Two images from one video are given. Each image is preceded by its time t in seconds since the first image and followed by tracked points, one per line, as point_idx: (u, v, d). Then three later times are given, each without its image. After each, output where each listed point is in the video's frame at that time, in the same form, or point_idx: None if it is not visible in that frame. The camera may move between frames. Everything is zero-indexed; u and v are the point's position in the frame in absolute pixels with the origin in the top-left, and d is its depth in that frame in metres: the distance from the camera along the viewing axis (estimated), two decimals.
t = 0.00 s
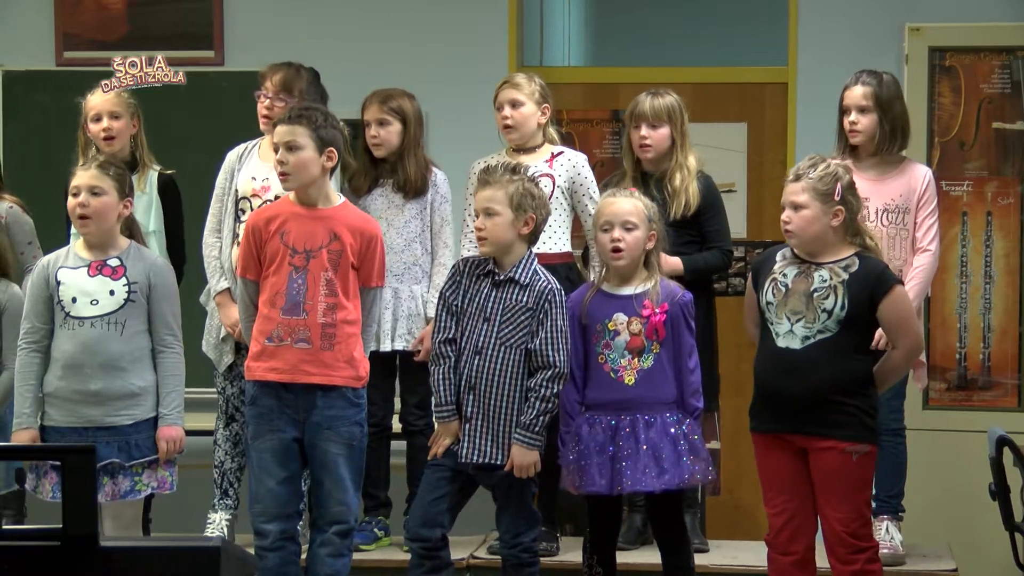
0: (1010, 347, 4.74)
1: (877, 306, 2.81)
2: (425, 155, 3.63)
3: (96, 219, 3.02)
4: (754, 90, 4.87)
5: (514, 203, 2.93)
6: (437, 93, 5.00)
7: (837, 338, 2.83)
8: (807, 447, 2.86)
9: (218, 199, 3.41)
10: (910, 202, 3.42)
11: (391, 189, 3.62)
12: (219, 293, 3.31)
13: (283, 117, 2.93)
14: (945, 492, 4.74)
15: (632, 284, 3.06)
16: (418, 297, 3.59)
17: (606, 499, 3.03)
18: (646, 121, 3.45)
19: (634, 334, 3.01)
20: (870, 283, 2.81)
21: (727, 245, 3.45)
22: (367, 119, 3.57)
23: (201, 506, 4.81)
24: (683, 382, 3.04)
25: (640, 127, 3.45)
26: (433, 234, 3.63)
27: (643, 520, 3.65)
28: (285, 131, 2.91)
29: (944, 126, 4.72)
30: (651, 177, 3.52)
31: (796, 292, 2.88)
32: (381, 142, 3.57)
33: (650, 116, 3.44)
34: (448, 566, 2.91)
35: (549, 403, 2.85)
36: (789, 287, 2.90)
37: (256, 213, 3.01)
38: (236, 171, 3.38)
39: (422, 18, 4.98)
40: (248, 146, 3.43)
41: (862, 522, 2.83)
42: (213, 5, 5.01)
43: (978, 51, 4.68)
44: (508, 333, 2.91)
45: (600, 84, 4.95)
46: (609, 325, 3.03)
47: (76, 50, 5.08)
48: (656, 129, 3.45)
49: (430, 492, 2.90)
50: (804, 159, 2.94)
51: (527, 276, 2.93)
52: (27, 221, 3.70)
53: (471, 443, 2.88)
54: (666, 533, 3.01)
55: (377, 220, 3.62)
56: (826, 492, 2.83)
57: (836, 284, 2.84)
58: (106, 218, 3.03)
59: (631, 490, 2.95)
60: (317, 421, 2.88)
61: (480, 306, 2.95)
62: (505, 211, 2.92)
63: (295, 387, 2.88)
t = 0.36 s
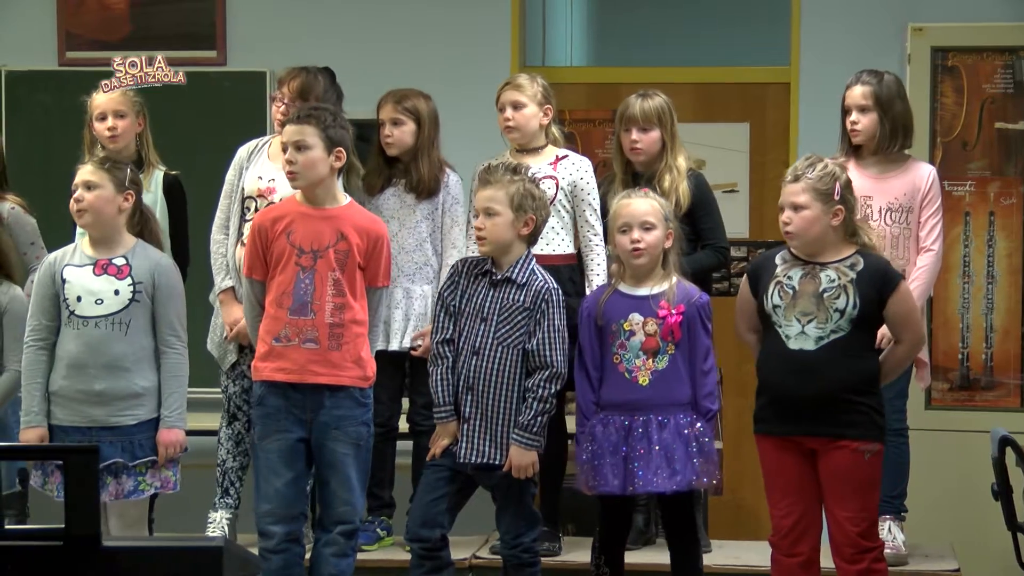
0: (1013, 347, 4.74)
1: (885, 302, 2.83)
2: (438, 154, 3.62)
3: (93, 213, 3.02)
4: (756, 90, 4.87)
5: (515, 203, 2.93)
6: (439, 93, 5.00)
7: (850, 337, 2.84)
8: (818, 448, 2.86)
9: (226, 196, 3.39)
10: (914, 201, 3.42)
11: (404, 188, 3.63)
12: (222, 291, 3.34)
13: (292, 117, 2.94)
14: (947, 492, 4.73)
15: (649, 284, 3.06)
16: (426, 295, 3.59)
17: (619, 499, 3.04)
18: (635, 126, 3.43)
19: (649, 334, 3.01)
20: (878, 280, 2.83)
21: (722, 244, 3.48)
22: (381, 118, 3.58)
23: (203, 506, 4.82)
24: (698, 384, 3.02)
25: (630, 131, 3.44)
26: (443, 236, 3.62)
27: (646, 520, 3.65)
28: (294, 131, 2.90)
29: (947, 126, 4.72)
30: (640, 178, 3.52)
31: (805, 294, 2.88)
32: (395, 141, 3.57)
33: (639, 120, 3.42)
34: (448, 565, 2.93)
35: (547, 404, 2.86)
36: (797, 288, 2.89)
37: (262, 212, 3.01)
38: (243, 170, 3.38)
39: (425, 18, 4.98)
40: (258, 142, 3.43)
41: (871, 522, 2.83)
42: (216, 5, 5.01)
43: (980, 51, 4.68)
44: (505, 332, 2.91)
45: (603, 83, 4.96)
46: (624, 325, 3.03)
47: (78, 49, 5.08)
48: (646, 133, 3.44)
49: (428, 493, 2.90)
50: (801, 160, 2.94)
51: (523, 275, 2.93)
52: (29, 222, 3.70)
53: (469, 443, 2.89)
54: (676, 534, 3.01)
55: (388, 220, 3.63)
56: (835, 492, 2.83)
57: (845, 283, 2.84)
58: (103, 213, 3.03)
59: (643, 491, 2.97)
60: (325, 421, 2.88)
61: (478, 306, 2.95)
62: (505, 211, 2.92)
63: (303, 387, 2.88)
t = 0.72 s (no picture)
0: (1019, 347, 4.73)
1: (909, 299, 2.82)
2: (444, 155, 3.62)
3: (97, 213, 3.02)
4: (761, 89, 4.85)
5: (521, 205, 2.93)
6: (445, 93, 5.00)
7: (876, 336, 2.84)
8: (844, 450, 2.85)
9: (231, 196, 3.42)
10: (920, 201, 3.43)
11: (409, 189, 3.63)
12: (227, 291, 3.33)
13: (306, 119, 2.94)
14: (954, 493, 4.73)
15: (668, 285, 3.06)
16: (428, 296, 3.61)
17: (632, 500, 3.04)
18: (656, 123, 3.44)
19: (665, 335, 3.02)
20: (901, 277, 2.83)
21: (740, 243, 3.47)
22: (389, 119, 3.58)
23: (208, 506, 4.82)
24: (715, 386, 3.02)
25: (649, 130, 3.44)
26: (448, 238, 3.62)
27: (652, 520, 3.66)
28: (310, 132, 2.91)
29: (952, 125, 4.71)
30: (661, 178, 3.52)
31: (828, 294, 2.87)
32: (403, 142, 3.58)
33: (660, 118, 3.43)
34: (450, 566, 2.93)
35: (546, 407, 2.85)
36: (820, 289, 2.89)
37: (277, 213, 3.01)
38: (248, 170, 3.39)
39: (431, 18, 4.98)
40: (263, 143, 3.44)
41: (890, 526, 2.83)
42: (222, 5, 5.01)
43: (985, 51, 4.67)
44: (504, 334, 2.91)
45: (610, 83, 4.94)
46: (641, 325, 3.04)
47: (83, 50, 5.09)
48: (667, 132, 3.44)
49: (430, 494, 2.90)
50: (818, 162, 2.95)
51: (523, 277, 2.93)
52: (35, 223, 3.69)
53: (468, 445, 2.89)
54: (686, 534, 3.01)
55: (394, 220, 3.63)
56: (859, 495, 2.83)
57: (868, 282, 2.84)
58: (109, 212, 3.02)
59: (654, 492, 2.97)
60: (337, 422, 2.88)
61: (479, 307, 2.95)
62: (511, 212, 2.92)
63: (316, 388, 2.88)
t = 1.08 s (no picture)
0: None
1: (913, 303, 2.79)
2: (444, 154, 3.63)
3: (99, 224, 3.02)
4: (769, 88, 4.85)
5: (533, 204, 2.92)
6: (454, 93, 4.99)
7: (873, 337, 2.83)
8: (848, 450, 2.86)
9: (235, 197, 3.41)
10: (931, 202, 3.42)
11: (409, 188, 3.64)
12: (237, 293, 3.33)
13: (321, 120, 2.94)
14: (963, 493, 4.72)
15: (679, 286, 3.06)
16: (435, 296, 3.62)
17: (640, 500, 3.04)
18: (686, 119, 3.44)
19: (675, 335, 3.02)
20: (904, 282, 2.80)
21: (762, 245, 3.46)
22: (389, 118, 3.59)
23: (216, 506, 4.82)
24: (723, 388, 3.01)
25: (679, 124, 3.45)
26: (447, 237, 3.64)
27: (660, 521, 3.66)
28: (325, 133, 2.91)
29: (961, 125, 4.71)
30: (682, 177, 3.53)
31: (834, 293, 2.88)
32: (402, 141, 3.59)
33: (692, 116, 3.43)
34: (461, 565, 2.91)
35: (557, 408, 2.85)
36: (828, 288, 2.90)
37: (290, 213, 3.01)
38: (252, 171, 3.39)
39: (439, 18, 4.98)
40: (265, 145, 3.44)
41: (894, 527, 2.81)
42: (232, 5, 5.01)
43: (995, 51, 4.67)
44: (514, 333, 2.90)
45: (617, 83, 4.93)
46: (651, 325, 3.04)
47: (93, 50, 5.09)
48: (695, 128, 3.45)
49: (438, 494, 2.91)
50: (839, 160, 2.94)
51: (535, 278, 2.93)
52: (46, 223, 3.69)
53: (477, 444, 2.88)
54: (694, 533, 3.02)
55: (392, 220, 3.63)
56: (861, 496, 2.82)
57: (870, 283, 2.83)
58: (109, 222, 3.02)
59: (660, 493, 2.96)
60: (349, 422, 2.89)
61: (489, 307, 2.95)
62: (522, 211, 2.91)
63: (328, 388, 2.88)
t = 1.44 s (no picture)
0: None
1: (906, 309, 2.78)
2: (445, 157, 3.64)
3: (107, 214, 3.02)
4: (780, 88, 4.86)
5: (543, 203, 2.93)
6: (464, 94, 4.99)
7: (863, 338, 2.83)
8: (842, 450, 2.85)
9: (236, 197, 3.41)
10: (941, 201, 3.42)
11: (410, 189, 3.63)
12: (245, 294, 3.32)
13: (335, 119, 2.93)
14: (973, 494, 4.71)
15: (680, 289, 3.06)
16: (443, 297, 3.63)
17: (645, 500, 3.04)
18: (699, 113, 3.44)
19: (677, 335, 3.01)
20: (898, 285, 2.79)
21: (763, 242, 3.47)
22: (390, 117, 3.60)
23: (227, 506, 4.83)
24: (725, 386, 3.02)
25: (692, 116, 3.44)
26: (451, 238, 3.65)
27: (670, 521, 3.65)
28: (339, 132, 2.90)
29: (972, 124, 4.67)
30: (687, 174, 3.53)
31: (830, 291, 2.89)
32: (404, 141, 3.60)
33: (705, 109, 3.44)
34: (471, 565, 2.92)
35: (569, 407, 2.85)
36: (826, 286, 2.90)
37: (300, 213, 3.01)
38: (252, 172, 3.40)
39: (449, 17, 4.98)
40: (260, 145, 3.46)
41: (892, 523, 2.81)
42: (242, 5, 5.02)
43: (1006, 50, 4.64)
44: (529, 331, 2.90)
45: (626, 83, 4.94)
46: (653, 325, 3.03)
47: (103, 49, 5.09)
48: (706, 123, 3.44)
49: (449, 494, 2.91)
50: (846, 159, 2.94)
51: (552, 276, 2.93)
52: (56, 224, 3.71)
53: (489, 442, 2.88)
54: (700, 533, 3.02)
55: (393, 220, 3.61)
56: (856, 496, 2.82)
57: (865, 284, 2.83)
58: (118, 212, 3.02)
59: (663, 493, 2.96)
60: (360, 421, 2.89)
61: (504, 306, 2.95)
62: (534, 211, 2.92)
63: (340, 388, 2.88)
